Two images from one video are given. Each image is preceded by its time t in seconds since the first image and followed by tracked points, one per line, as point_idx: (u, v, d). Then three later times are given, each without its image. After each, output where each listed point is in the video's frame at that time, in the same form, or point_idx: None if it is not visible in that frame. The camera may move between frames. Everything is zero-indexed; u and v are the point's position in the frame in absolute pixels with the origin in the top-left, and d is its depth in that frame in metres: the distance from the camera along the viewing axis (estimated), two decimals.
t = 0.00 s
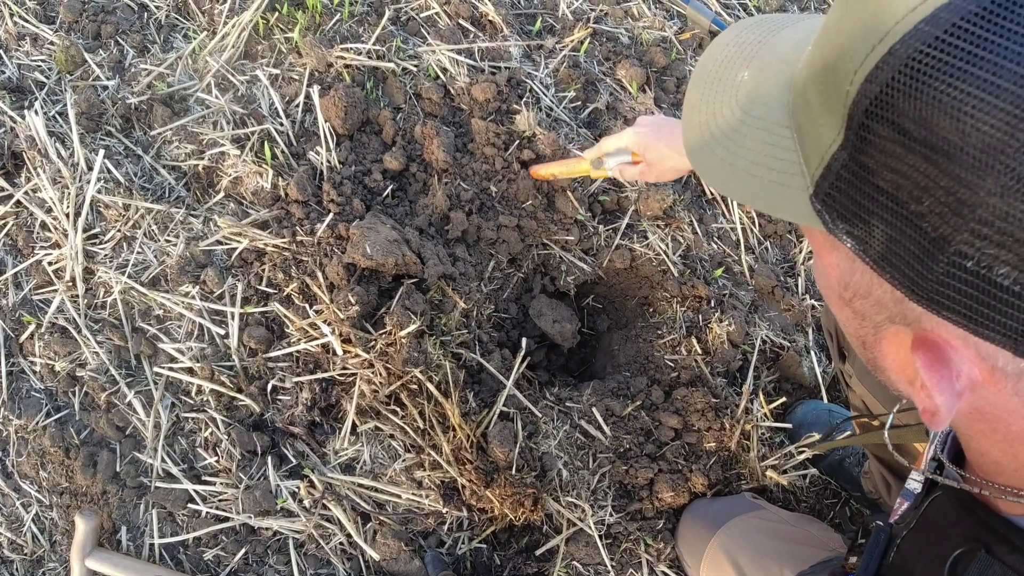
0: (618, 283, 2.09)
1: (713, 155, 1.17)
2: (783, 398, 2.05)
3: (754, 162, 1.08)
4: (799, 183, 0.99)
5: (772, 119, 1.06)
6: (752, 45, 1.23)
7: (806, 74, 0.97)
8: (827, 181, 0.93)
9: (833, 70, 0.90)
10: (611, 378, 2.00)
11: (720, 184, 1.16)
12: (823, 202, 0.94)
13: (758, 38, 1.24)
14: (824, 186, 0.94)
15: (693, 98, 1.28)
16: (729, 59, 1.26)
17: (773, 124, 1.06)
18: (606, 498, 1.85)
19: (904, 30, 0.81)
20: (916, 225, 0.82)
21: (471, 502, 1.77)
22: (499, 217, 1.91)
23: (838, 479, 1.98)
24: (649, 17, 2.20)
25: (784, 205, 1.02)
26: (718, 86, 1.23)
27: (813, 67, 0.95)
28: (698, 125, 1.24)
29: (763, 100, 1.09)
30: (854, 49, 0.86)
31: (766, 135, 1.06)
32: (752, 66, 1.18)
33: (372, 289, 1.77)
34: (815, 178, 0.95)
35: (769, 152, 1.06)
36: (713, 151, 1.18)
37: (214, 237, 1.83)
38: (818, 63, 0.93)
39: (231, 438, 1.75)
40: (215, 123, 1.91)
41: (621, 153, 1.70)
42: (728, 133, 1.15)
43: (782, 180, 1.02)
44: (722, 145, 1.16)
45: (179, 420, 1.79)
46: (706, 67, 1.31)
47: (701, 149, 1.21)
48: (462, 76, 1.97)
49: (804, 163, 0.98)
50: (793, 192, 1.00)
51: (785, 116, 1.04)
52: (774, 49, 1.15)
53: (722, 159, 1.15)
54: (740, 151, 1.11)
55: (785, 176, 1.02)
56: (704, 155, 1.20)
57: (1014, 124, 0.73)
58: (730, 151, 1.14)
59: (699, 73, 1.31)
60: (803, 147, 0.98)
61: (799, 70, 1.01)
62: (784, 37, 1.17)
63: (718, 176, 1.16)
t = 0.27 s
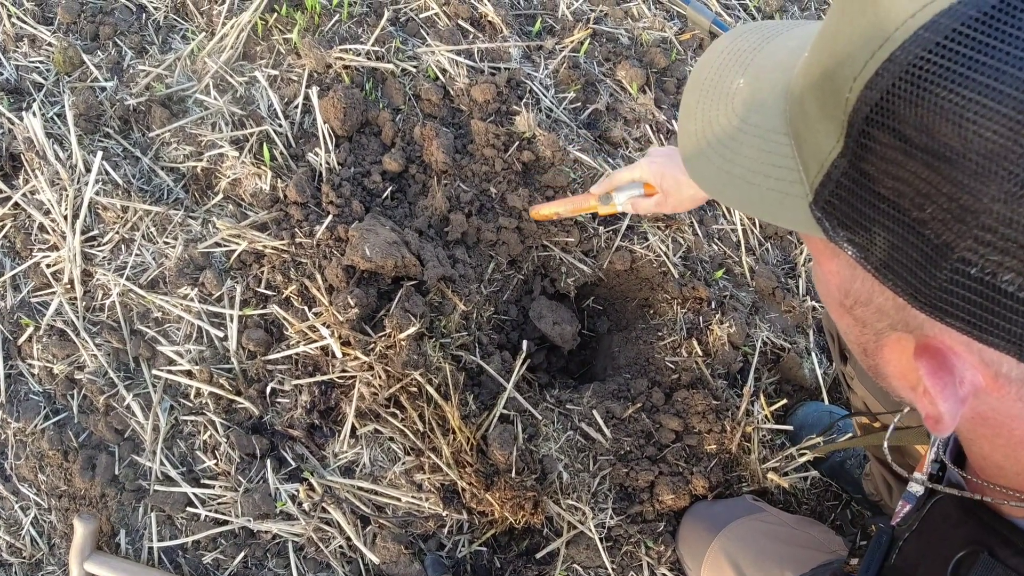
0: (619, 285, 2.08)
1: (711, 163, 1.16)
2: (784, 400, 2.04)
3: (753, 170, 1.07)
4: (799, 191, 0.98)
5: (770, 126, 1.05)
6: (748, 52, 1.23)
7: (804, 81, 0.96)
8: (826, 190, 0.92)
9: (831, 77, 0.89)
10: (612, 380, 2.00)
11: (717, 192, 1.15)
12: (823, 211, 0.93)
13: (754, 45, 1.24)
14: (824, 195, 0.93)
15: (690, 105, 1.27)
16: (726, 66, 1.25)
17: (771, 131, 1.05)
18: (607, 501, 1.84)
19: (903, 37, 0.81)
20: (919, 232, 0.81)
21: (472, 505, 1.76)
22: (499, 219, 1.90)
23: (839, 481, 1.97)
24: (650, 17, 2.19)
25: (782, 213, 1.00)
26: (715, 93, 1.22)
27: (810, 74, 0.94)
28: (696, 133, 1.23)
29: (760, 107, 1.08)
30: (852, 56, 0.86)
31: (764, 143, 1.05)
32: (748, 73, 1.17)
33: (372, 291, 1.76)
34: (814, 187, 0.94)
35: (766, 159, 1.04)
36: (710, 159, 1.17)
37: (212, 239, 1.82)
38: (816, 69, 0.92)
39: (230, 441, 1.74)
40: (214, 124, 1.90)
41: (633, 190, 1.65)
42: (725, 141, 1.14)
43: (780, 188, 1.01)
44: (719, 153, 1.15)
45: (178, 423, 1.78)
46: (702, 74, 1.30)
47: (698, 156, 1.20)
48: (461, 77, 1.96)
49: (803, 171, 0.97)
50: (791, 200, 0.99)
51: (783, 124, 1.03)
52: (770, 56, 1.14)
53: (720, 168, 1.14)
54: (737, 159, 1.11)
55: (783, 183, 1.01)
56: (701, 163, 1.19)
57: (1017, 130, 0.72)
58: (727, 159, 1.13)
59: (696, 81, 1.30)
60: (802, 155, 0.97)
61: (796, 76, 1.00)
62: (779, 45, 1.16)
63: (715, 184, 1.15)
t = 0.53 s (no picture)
0: (620, 285, 2.08)
1: (713, 167, 1.16)
2: (786, 401, 2.04)
3: (755, 175, 1.06)
4: (800, 198, 0.99)
5: (773, 132, 1.04)
6: (752, 56, 1.22)
7: (808, 88, 0.96)
8: (829, 197, 0.92)
9: (835, 85, 0.89)
10: (613, 381, 1.99)
11: (719, 197, 1.14)
12: (826, 218, 0.93)
13: (758, 49, 1.23)
14: (826, 201, 0.93)
15: (693, 108, 1.27)
16: (730, 69, 1.24)
17: (774, 137, 1.04)
18: (608, 502, 1.84)
19: (907, 47, 0.80)
20: (919, 242, 0.81)
21: (473, 506, 1.76)
22: (500, 220, 1.90)
23: (841, 482, 1.97)
24: (651, 17, 2.19)
25: (786, 221, 1.01)
26: (718, 97, 1.22)
27: (815, 81, 0.94)
28: (697, 136, 1.22)
29: (763, 112, 1.07)
30: (857, 63, 0.85)
31: (766, 149, 1.05)
32: (752, 77, 1.16)
33: (373, 292, 1.76)
34: (817, 194, 0.94)
35: (769, 165, 1.04)
36: (712, 163, 1.16)
37: (213, 240, 1.82)
38: (821, 76, 0.92)
39: (231, 442, 1.74)
40: (214, 124, 1.90)
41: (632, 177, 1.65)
42: (727, 146, 1.13)
43: (782, 195, 1.01)
44: (721, 157, 1.14)
45: (178, 424, 1.78)
46: (705, 77, 1.29)
47: (700, 159, 1.19)
48: (462, 77, 1.95)
49: (805, 179, 0.97)
50: (795, 207, 0.99)
51: (786, 130, 1.03)
52: (775, 60, 1.13)
53: (721, 172, 1.14)
54: (740, 164, 1.10)
55: (787, 190, 1.01)
56: (703, 166, 1.18)
57: (1018, 143, 0.72)
58: (730, 164, 1.12)
59: (699, 84, 1.30)
60: (805, 162, 0.97)
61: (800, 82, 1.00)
62: (784, 49, 1.15)
63: (717, 189, 1.15)
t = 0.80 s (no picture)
0: (621, 286, 2.07)
1: (716, 165, 1.16)
2: (787, 402, 2.03)
3: (756, 172, 1.07)
4: (800, 196, 0.99)
5: (773, 130, 1.04)
6: (756, 53, 1.21)
7: (807, 86, 0.96)
8: (827, 194, 0.92)
9: (833, 83, 0.89)
10: (614, 381, 1.99)
11: (721, 194, 1.14)
12: (823, 214, 0.93)
13: (763, 46, 1.22)
14: (824, 199, 0.93)
15: (696, 106, 1.27)
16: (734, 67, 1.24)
17: (774, 134, 1.04)
18: (608, 503, 1.83)
19: (902, 46, 0.81)
20: (913, 239, 0.80)
21: (473, 507, 1.76)
22: (500, 220, 1.89)
23: (842, 483, 1.97)
24: (653, 16, 2.18)
25: (785, 218, 1.01)
26: (721, 95, 1.21)
27: (813, 79, 0.94)
28: (700, 134, 1.22)
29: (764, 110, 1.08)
30: (855, 61, 0.85)
31: (767, 146, 1.05)
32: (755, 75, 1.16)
33: (373, 292, 1.76)
34: (815, 191, 0.94)
35: (770, 162, 1.04)
36: (714, 160, 1.17)
37: (213, 240, 1.81)
38: (820, 74, 0.92)
39: (231, 442, 1.74)
40: (215, 124, 1.90)
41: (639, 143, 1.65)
42: (729, 143, 1.13)
43: (783, 192, 1.01)
44: (723, 155, 1.14)
45: (179, 424, 1.78)
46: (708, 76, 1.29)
47: (703, 157, 1.20)
48: (463, 77, 1.95)
49: (805, 176, 0.97)
50: (794, 204, 0.99)
51: (787, 127, 1.03)
52: (779, 57, 1.13)
53: (724, 170, 1.14)
54: (742, 161, 1.10)
55: (787, 188, 1.01)
56: (706, 164, 1.19)
57: (1009, 141, 0.72)
58: (732, 161, 1.12)
59: (703, 81, 1.29)
60: (804, 159, 0.97)
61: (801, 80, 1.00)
62: (789, 46, 1.15)
63: (720, 186, 1.15)
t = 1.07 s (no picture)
0: (623, 286, 2.07)
1: (720, 154, 1.16)
2: (789, 402, 2.03)
3: (758, 162, 1.07)
4: (801, 185, 0.99)
5: (776, 120, 1.04)
6: (763, 45, 1.21)
7: (809, 77, 0.96)
8: (826, 183, 0.92)
9: (832, 74, 0.89)
10: (615, 382, 1.99)
11: (726, 185, 1.15)
12: (823, 203, 0.93)
13: (770, 39, 1.22)
14: (822, 187, 0.93)
15: (702, 97, 1.27)
16: (740, 59, 1.24)
17: (777, 125, 1.04)
18: (609, 503, 1.83)
19: (899, 34, 0.80)
20: (909, 227, 0.80)
21: (474, 507, 1.75)
22: (502, 220, 1.89)
23: (843, 484, 1.97)
24: (654, 16, 2.18)
25: (787, 207, 1.01)
26: (727, 86, 1.22)
27: (815, 69, 0.94)
28: (706, 125, 1.22)
29: (768, 100, 1.07)
30: (852, 50, 0.85)
31: (769, 137, 1.05)
32: (761, 67, 1.16)
33: (374, 292, 1.75)
34: (815, 179, 0.94)
35: (772, 152, 1.04)
36: (720, 151, 1.17)
37: (214, 240, 1.81)
38: (821, 64, 0.92)
39: (232, 442, 1.74)
40: (216, 124, 1.89)
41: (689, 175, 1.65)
42: (734, 133, 1.14)
43: (784, 182, 1.02)
44: (728, 145, 1.15)
45: (180, 424, 1.78)
46: (715, 68, 1.29)
47: (709, 148, 1.20)
48: (465, 77, 1.95)
49: (805, 166, 0.98)
50: (796, 193, 1.00)
51: (789, 118, 1.03)
52: (785, 49, 1.13)
53: (728, 159, 1.14)
54: (746, 151, 1.10)
55: (789, 178, 1.01)
56: (711, 154, 1.19)
57: (1003, 129, 0.71)
58: (737, 152, 1.12)
59: (710, 73, 1.29)
60: (804, 149, 0.97)
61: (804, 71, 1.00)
62: (796, 39, 1.14)
63: (723, 176, 1.15)
